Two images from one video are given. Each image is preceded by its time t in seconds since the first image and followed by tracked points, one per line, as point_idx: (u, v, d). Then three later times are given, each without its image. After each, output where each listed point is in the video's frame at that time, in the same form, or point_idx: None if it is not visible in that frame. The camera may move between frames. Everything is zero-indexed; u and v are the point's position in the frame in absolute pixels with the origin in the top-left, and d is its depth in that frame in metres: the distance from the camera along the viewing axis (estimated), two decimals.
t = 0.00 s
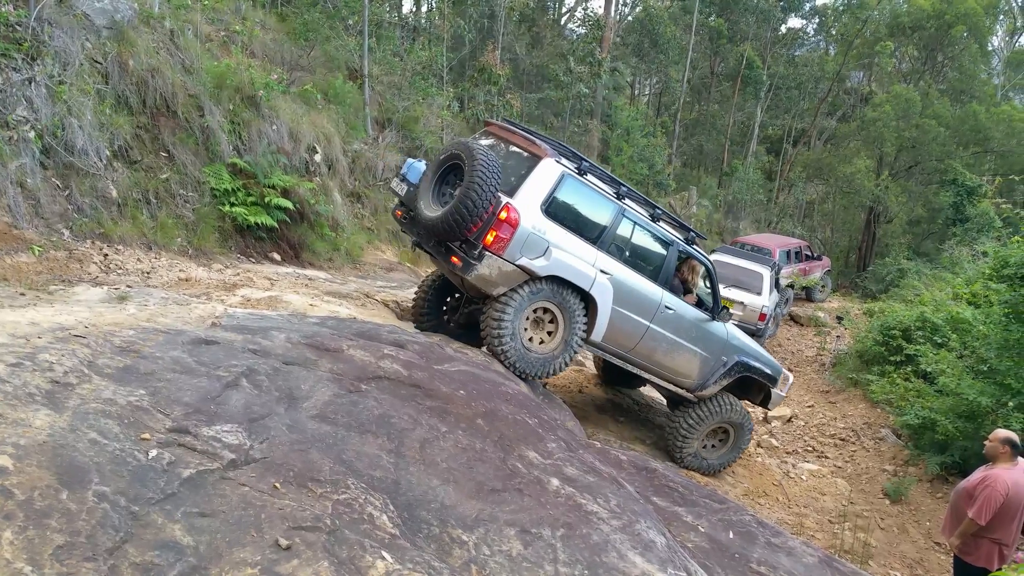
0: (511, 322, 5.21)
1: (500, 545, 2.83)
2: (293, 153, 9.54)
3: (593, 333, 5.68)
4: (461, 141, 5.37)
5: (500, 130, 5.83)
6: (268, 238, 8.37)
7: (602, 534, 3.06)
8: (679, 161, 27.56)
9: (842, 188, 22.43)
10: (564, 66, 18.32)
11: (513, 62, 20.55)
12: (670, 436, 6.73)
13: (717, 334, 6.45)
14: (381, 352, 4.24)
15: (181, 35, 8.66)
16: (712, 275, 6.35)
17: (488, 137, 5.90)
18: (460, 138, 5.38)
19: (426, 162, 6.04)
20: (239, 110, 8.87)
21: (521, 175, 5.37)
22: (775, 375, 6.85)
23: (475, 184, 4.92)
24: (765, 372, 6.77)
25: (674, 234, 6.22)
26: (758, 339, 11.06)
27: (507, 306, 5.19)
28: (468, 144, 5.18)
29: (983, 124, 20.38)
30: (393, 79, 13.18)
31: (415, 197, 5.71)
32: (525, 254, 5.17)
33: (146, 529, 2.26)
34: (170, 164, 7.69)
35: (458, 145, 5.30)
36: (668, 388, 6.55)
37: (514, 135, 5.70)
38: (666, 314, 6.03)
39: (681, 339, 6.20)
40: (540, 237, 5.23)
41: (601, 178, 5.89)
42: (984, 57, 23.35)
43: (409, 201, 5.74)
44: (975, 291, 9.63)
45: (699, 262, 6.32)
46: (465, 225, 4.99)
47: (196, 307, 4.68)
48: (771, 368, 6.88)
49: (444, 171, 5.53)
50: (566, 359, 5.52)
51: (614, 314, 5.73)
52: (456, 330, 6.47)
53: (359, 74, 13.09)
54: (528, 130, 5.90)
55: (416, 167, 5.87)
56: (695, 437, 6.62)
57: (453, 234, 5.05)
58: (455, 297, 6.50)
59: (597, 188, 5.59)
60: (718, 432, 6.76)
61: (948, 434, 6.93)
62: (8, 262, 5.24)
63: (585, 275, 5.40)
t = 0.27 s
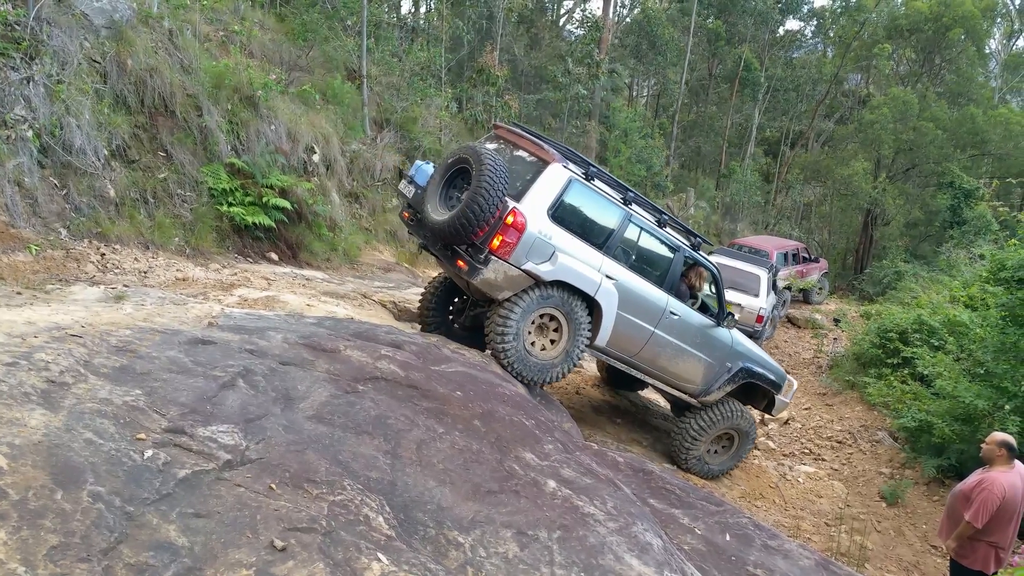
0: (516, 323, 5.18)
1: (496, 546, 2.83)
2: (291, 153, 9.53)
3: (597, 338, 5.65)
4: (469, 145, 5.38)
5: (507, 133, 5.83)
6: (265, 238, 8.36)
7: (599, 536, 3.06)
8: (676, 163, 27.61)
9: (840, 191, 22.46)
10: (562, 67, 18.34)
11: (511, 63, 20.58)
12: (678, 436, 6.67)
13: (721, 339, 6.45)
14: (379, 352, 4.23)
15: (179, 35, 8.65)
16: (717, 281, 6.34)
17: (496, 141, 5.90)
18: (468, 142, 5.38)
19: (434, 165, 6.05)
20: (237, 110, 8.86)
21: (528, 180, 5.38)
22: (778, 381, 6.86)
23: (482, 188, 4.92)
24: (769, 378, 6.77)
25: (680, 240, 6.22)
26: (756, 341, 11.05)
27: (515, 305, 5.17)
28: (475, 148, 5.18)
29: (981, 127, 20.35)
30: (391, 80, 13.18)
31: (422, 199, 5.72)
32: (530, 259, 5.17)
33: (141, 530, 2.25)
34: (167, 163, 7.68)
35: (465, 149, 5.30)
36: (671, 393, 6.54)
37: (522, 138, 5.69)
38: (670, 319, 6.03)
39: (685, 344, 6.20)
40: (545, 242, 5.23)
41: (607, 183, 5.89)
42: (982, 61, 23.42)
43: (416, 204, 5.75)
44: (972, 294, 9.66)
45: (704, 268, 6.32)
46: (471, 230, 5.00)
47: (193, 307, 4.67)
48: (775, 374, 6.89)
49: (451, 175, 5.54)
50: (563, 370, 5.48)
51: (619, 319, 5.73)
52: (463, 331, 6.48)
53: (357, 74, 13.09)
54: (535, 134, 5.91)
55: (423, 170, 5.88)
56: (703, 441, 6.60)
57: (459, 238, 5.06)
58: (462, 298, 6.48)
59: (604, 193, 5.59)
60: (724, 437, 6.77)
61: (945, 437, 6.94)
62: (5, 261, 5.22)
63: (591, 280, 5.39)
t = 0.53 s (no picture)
0: (517, 323, 5.20)
1: (491, 549, 2.82)
2: (286, 154, 9.51)
3: (595, 345, 5.67)
4: (467, 153, 5.41)
5: (507, 140, 5.85)
6: (260, 239, 8.33)
7: (593, 538, 3.06)
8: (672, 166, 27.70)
9: (834, 195, 22.54)
10: (558, 71, 18.36)
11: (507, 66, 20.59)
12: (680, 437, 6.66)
13: (720, 346, 6.45)
14: (373, 354, 4.22)
15: (175, 35, 8.62)
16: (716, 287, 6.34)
17: (495, 148, 5.92)
18: (466, 150, 5.41)
19: (433, 171, 6.08)
20: (233, 111, 8.83)
21: (526, 188, 5.39)
22: (777, 387, 6.86)
23: (480, 197, 4.95)
24: (768, 384, 6.78)
25: (679, 246, 6.22)
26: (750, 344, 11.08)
27: (518, 304, 5.21)
28: (474, 156, 5.21)
29: (974, 133, 20.60)
30: (387, 82, 13.17)
31: (420, 206, 5.75)
32: (529, 267, 5.19)
33: (132, 532, 2.23)
34: (161, 164, 7.65)
35: (464, 157, 5.33)
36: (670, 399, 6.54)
37: (522, 146, 5.71)
38: (669, 326, 6.04)
39: (683, 350, 6.21)
40: (544, 249, 5.24)
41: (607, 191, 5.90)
42: (975, 66, 23.58)
43: (414, 211, 5.78)
44: (965, 299, 9.71)
45: (704, 274, 6.32)
46: (469, 237, 5.03)
47: (186, 308, 4.65)
48: (774, 379, 6.90)
49: (450, 182, 5.57)
50: (557, 380, 5.44)
51: (617, 325, 5.74)
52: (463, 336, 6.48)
53: (354, 76, 13.07)
54: (535, 141, 5.93)
55: (422, 177, 5.92)
56: (704, 443, 6.59)
57: (457, 246, 5.10)
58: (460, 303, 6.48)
59: (602, 201, 5.60)
60: (724, 443, 6.77)
61: (937, 440, 6.97)
62: None
63: (589, 287, 5.40)
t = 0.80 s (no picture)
0: (515, 322, 5.21)
1: (480, 549, 2.82)
2: (277, 152, 9.47)
3: (590, 348, 5.68)
4: (462, 158, 5.41)
5: (501, 145, 5.87)
6: (250, 237, 8.30)
7: (583, 538, 3.06)
8: (663, 167, 27.80)
9: (825, 197, 22.68)
10: (551, 71, 18.39)
11: (500, 66, 20.59)
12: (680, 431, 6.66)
13: (713, 347, 6.49)
14: (364, 354, 4.21)
15: (165, 32, 8.57)
16: (710, 289, 6.37)
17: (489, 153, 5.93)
18: (461, 155, 5.41)
19: (427, 176, 6.09)
20: (223, 108, 8.78)
21: (521, 192, 5.39)
22: (770, 387, 6.91)
23: (476, 202, 4.95)
24: (761, 385, 6.82)
25: (672, 249, 6.24)
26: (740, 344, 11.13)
27: (519, 304, 5.23)
28: (469, 161, 5.21)
29: (964, 136, 20.63)
30: (380, 80, 13.14)
31: (415, 211, 5.75)
32: (523, 271, 5.20)
33: (120, 532, 2.22)
34: (151, 161, 7.60)
35: (459, 162, 5.33)
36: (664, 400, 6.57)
37: (515, 151, 5.73)
38: (663, 328, 6.05)
39: (677, 352, 6.23)
40: (539, 253, 5.25)
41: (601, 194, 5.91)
42: (964, 71, 23.78)
43: (409, 216, 5.78)
44: (954, 301, 9.81)
45: (697, 276, 6.34)
46: (465, 242, 5.02)
47: (175, 307, 4.63)
48: (766, 380, 6.94)
49: (445, 187, 5.56)
50: (547, 386, 5.43)
51: (612, 328, 5.75)
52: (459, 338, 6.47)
53: (346, 74, 13.04)
54: (529, 145, 5.93)
55: (417, 182, 5.92)
56: (700, 442, 6.60)
57: (452, 251, 5.10)
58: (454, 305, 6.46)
59: (596, 204, 5.60)
60: (719, 444, 6.81)
61: (925, 441, 7.03)
62: None
63: (584, 291, 5.41)
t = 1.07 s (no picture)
0: (523, 322, 5.22)
1: (476, 548, 2.81)
2: (273, 151, 9.45)
3: (592, 349, 5.68)
4: (463, 161, 5.39)
5: (501, 149, 5.87)
6: (246, 236, 8.29)
7: (578, 538, 3.06)
8: (659, 167, 27.82)
9: (821, 197, 22.68)
10: (547, 70, 18.37)
11: (496, 64, 20.58)
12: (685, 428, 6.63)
13: (714, 347, 6.49)
14: (359, 352, 4.20)
15: (161, 30, 8.55)
16: (710, 290, 6.38)
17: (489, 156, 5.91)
18: (462, 159, 5.39)
19: (428, 181, 6.07)
20: (220, 107, 8.76)
21: (522, 195, 5.39)
22: (771, 387, 6.92)
23: (477, 205, 4.92)
24: (762, 385, 6.83)
25: (673, 250, 6.24)
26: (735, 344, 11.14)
27: (529, 305, 5.24)
28: (470, 165, 5.20)
29: (960, 137, 20.63)
30: (375, 79, 13.13)
31: (417, 215, 5.74)
32: (526, 273, 5.18)
33: (117, 529, 2.21)
34: (149, 160, 7.59)
35: (460, 166, 5.31)
36: (666, 401, 6.57)
37: (515, 154, 5.73)
38: (664, 329, 6.06)
39: (679, 353, 6.24)
40: (541, 256, 5.23)
41: (601, 197, 5.91)
42: (960, 71, 23.81)
43: (411, 219, 5.77)
44: (950, 301, 9.84)
45: (697, 277, 6.35)
46: (467, 245, 5.00)
47: (170, 304, 4.61)
48: (767, 380, 6.95)
49: (446, 191, 5.54)
50: (540, 393, 5.42)
51: (614, 329, 5.75)
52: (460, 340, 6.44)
53: (341, 72, 13.03)
54: (529, 149, 5.93)
55: (418, 186, 5.91)
56: (704, 441, 6.59)
57: (455, 254, 5.06)
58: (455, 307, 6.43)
59: (597, 207, 5.60)
60: (722, 445, 6.83)
61: (922, 441, 7.03)
62: None
63: (586, 293, 5.40)
